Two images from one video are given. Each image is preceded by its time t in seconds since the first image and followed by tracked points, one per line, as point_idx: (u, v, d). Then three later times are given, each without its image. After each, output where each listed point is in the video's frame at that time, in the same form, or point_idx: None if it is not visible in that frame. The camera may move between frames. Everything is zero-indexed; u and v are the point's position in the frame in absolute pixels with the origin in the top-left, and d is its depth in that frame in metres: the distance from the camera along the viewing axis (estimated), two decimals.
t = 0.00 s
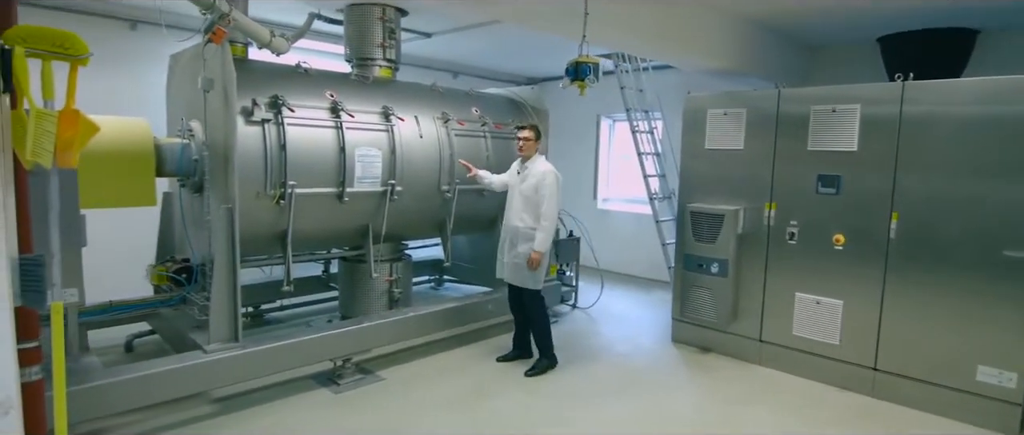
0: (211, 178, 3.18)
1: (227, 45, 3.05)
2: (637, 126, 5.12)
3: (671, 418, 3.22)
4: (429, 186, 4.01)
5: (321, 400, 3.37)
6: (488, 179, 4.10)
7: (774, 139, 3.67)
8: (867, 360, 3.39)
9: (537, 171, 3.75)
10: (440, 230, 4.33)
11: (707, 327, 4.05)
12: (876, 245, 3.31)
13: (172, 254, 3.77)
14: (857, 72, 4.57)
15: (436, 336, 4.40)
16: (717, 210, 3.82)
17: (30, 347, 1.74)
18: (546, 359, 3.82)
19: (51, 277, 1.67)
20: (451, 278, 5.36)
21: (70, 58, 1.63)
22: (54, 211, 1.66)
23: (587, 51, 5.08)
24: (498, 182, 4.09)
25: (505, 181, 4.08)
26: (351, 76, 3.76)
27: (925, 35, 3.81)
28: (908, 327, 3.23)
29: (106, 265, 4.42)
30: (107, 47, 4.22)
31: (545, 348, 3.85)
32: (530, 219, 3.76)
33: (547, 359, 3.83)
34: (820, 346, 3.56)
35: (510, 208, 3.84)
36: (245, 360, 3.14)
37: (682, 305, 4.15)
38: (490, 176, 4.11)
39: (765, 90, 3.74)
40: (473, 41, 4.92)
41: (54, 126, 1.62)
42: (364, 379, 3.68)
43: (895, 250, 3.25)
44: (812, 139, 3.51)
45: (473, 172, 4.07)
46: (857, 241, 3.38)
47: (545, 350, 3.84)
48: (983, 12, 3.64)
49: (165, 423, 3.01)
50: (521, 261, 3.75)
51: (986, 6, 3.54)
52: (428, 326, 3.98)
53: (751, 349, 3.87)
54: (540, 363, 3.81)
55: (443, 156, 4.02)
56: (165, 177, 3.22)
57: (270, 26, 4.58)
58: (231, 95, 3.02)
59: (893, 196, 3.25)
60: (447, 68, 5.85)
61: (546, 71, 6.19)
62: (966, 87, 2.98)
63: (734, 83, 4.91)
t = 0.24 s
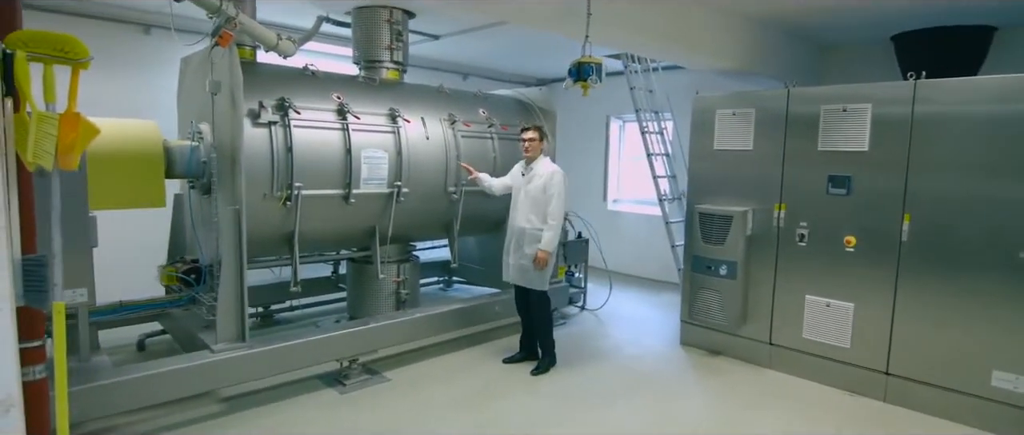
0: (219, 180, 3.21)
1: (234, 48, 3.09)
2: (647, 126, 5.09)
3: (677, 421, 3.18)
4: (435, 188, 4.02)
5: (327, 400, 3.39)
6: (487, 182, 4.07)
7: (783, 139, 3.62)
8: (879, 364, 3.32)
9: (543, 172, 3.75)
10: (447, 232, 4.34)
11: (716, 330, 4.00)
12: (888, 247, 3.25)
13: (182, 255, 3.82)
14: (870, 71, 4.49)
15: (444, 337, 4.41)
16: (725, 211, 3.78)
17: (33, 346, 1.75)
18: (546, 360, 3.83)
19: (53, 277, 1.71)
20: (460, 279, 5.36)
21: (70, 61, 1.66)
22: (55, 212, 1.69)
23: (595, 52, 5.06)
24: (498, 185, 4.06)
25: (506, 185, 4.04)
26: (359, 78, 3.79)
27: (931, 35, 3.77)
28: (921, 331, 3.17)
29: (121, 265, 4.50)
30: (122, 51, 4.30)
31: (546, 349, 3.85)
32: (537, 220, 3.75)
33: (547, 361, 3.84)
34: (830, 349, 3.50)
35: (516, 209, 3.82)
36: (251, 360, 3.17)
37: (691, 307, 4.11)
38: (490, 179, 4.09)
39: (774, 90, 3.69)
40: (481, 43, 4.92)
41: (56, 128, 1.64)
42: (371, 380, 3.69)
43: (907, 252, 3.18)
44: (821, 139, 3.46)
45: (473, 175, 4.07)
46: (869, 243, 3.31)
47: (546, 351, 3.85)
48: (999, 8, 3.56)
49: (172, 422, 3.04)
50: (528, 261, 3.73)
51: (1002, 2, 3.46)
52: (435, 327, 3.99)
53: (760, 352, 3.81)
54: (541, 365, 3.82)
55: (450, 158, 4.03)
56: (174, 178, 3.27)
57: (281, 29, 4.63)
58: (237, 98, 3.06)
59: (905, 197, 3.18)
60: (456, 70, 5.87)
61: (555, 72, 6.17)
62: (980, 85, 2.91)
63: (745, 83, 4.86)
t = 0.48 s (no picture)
0: (221, 181, 3.22)
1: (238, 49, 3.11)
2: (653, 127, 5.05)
3: (679, 424, 3.15)
4: (438, 188, 4.02)
5: (329, 400, 3.40)
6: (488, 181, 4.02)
7: (789, 139, 3.57)
8: (886, 369, 3.26)
9: (547, 172, 3.73)
10: (450, 232, 4.33)
11: (721, 332, 3.96)
12: (896, 249, 3.19)
13: (188, 254, 3.86)
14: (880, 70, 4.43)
15: (447, 338, 4.41)
16: (730, 213, 3.73)
17: (31, 344, 1.76)
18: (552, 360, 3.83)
19: (48, 277, 1.72)
20: (465, 280, 5.36)
21: (66, 63, 1.68)
22: (50, 212, 1.70)
23: (601, 52, 5.04)
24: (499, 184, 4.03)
25: (506, 185, 4.02)
26: (362, 79, 3.80)
27: (933, 35, 3.74)
28: (929, 335, 3.11)
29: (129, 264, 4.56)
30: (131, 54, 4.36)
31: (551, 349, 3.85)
32: (541, 220, 3.72)
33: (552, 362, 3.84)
34: (837, 353, 3.44)
35: (520, 210, 3.79)
36: (253, 359, 3.19)
37: (695, 309, 4.06)
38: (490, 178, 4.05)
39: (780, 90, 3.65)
40: (486, 43, 4.92)
41: (50, 129, 1.66)
42: (373, 380, 3.70)
43: (915, 254, 3.12)
44: (828, 139, 3.40)
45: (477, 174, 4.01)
46: (876, 245, 3.26)
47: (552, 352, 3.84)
48: (1011, 5, 3.49)
49: (175, 420, 3.07)
50: (533, 262, 3.70)
51: None
52: (438, 328, 3.99)
53: (766, 355, 3.76)
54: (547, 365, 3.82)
55: (453, 158, 4.03)
56: (179, 178, 3.29)
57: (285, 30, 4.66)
58: (240, 99, 3.08)
59: (913, 198, 3.12)
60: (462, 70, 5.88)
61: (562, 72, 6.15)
62: (990, 84, 2.85)
63: (752, 83, 4.81)
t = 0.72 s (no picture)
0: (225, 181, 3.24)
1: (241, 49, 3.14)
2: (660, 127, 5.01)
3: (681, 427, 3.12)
4: (442, 188, 4.02)
5: (330, 398, 3.42)
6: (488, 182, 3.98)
7: (795, 139, 3.52)
8: (892, 372, 3.21)
9: (551, 171, 3.72)
10: (454, 232, 4.33)
11: (726, 334, 3.92)
12: (903, 252, 3.13)
13: (193, 252, 3.89)
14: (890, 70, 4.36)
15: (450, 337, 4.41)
16: (735, 214, 3.69)
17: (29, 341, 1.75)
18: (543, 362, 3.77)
19: (44, 274, 1.72)
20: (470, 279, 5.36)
21: (62, 62, 1.70)
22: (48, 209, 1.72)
23: (607, 52, 5.01)
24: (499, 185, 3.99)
25: (508, 189, 3.98)
26: (366, 79, 3.81)
27: (938, 35, 3.70)
28: (936, 339, 3.05)
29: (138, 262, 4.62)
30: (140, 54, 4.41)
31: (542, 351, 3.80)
32: (548, 219, 3.71)
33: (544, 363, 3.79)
34: (843, 356, 3.39)
35: (525, 210, 3.77)
36: (255, 357, 3.21)
37: (700, 311, 4.03)
38: (490, 180, 4.00)
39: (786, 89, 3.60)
40: (491, 43, 4.92)
41: (45, 127, 1.68)
42: (375, 379, 3.70)
43: (923, 257, 3.07)
44: (834, 140, 3.35)
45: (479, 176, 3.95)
46: (883, 247, 3.20)
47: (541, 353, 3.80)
48: None
49: (177, 417, 3.10)
50: (541, 262, 3.68)
51: None
52: (440, 328, 3.99)
53: (771, 358, 3.72)
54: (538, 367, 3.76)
55: (456, 158, 4.03)
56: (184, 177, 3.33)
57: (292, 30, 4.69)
58: (243, 99, 3.10)
59: (921, 199, 3.06)
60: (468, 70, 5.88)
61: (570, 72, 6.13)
62: (1001, 84, 2.79)
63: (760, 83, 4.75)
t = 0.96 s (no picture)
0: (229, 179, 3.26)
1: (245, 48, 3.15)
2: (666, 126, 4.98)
3: (682, 428, 3.09)
4: (445, 187, 4.02)
5: (332, 396, 3.43)
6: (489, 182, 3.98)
7: (801, 139, 3.47)
8: (899, 376, 3.16)
9: (556, 171, 3.70)
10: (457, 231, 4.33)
11: (731, 335, 3.88)
12: (911, 253, 3.08)
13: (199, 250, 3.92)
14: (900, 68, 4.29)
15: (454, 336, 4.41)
16: (740, 214, 3.65)
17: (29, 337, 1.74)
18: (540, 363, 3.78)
19: (41, 270, 1.71)
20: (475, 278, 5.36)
21: (57, 61, 1.70)
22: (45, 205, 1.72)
23: (613, 50, 4.99)
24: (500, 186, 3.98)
25: (512, 188, 3.96)
26: (370, 78, 3.82)
27: (949, 33, 3.63)
28: (944, 342, 2.99)
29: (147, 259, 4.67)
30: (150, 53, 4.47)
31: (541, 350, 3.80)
32: (554, 220, 3.70)
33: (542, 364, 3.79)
34: (848, 359, 3.34)
35: (529, 211, 3.74)
36: (257, 355, 3.23)
37: (704, 311, 3.99)
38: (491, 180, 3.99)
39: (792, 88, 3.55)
40: (497, 42, 4.91)
41: (41, 126, 1.69)
42: (377, 377, 3.71)
43: (931, 258, 3.01)
44: (841, 139, 3.31)
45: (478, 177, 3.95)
46: (889, 248, 3.15)
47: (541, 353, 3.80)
48: None
49: (180, 413, 3.12)
50: (547, 264, 3.67)
51: None
52: (443, 327, 3.99)
53: (775, 360, 3.68)
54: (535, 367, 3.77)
55: (460, 157, 4.03)
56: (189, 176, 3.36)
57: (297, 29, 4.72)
58: (246, 98, 3.12)
59: (929, 200, 3.01)
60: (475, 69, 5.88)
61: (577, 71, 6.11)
62: (1011, 82, 2.73)
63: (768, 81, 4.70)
